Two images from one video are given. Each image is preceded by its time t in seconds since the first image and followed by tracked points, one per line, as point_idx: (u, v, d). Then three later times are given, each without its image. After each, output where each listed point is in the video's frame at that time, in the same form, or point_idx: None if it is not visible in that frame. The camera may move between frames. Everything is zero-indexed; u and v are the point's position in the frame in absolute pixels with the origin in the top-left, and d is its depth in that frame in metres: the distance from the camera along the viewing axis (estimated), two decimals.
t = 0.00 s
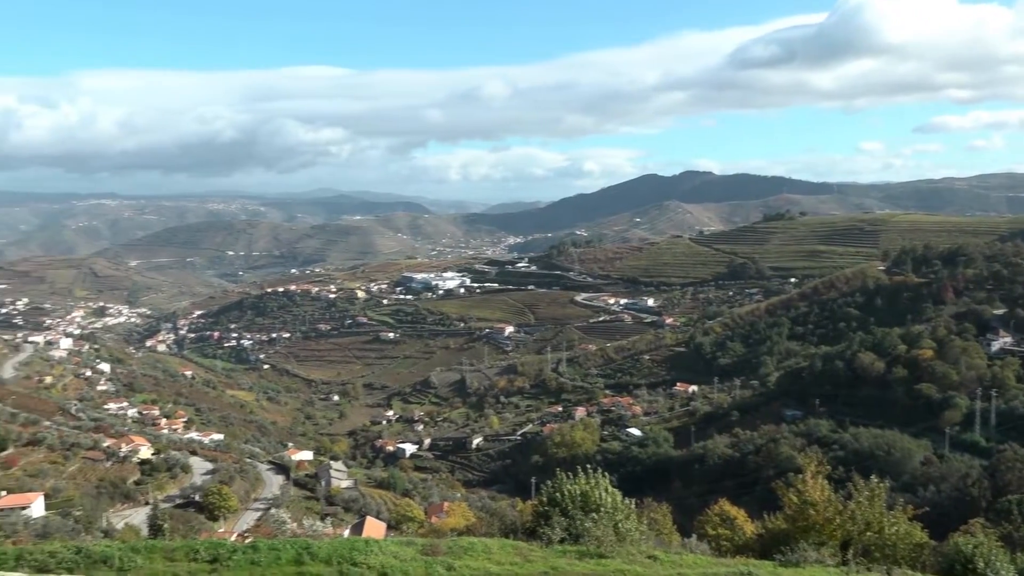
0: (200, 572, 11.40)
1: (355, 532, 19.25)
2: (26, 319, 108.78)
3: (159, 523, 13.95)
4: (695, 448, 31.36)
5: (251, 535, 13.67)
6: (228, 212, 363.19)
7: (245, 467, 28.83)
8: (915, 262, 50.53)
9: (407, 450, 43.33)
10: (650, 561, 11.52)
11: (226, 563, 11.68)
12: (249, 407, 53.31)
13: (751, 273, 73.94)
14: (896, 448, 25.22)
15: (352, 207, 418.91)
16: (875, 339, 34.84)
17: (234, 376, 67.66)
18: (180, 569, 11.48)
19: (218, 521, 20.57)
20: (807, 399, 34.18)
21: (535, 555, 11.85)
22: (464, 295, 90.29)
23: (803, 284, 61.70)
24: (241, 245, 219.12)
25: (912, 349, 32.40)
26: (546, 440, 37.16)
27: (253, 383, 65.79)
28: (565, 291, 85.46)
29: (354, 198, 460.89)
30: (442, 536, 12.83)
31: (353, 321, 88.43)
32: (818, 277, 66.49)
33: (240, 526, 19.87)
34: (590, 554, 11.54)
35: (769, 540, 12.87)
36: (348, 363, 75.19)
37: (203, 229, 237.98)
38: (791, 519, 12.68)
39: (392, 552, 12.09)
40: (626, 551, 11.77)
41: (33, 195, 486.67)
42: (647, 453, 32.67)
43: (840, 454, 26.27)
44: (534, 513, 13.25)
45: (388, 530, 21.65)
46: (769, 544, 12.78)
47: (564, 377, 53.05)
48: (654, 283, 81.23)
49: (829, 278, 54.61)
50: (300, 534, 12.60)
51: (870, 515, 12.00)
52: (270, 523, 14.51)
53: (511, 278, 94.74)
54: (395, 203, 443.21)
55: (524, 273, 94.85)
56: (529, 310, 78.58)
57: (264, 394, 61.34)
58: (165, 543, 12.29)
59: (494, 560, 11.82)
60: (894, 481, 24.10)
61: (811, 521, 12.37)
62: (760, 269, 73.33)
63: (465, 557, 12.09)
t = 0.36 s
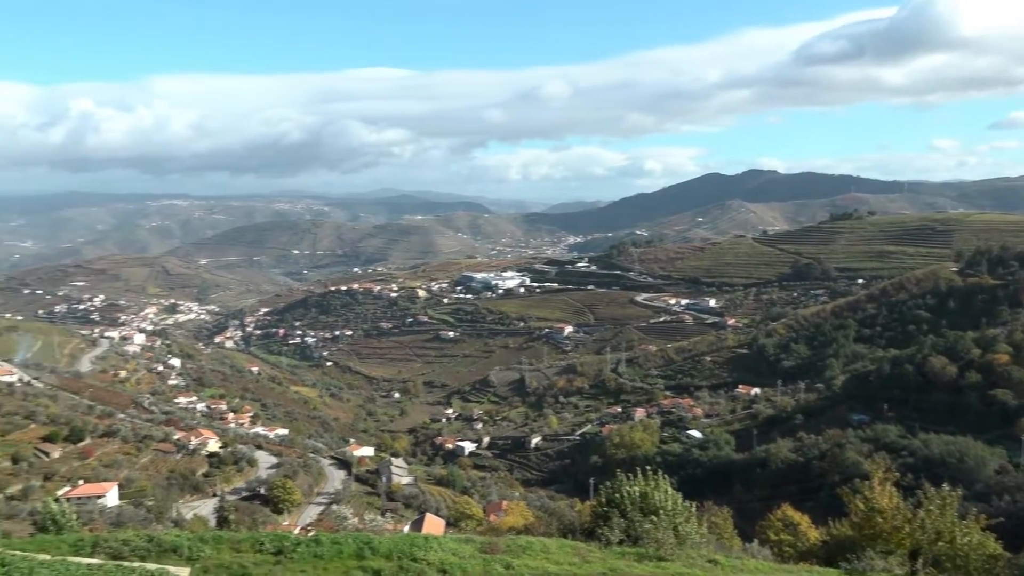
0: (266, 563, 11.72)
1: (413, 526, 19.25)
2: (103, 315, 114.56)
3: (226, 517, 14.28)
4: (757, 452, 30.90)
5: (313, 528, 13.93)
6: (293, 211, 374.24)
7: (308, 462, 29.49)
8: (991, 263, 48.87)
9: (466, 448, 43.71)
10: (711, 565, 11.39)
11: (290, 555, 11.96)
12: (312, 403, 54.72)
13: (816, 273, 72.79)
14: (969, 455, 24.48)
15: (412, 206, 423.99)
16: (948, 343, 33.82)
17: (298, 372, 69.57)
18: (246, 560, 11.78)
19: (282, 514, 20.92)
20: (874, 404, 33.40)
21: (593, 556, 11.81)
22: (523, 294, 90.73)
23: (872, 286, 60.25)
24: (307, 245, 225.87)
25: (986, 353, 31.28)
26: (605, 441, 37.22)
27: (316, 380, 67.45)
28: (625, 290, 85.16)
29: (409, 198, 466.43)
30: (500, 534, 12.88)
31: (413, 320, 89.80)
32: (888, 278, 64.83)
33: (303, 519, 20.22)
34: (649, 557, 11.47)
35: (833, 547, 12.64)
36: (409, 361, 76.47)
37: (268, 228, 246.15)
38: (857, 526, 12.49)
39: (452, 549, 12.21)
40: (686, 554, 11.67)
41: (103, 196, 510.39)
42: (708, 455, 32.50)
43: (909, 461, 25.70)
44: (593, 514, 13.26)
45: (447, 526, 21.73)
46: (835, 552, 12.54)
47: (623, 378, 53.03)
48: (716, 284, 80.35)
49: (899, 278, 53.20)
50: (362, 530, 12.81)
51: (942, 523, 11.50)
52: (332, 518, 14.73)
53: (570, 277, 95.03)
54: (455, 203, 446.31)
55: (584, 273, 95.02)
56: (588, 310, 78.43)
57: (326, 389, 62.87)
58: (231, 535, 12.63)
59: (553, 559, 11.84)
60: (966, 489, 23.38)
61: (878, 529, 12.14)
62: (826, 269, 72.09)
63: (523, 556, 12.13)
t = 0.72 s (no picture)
0: (325, 557, 11.98)
1: (468, 525, 18.93)
2: (171, 312, 119.52)
3: (288, 512, 14.62)
4: (818, 456, 30.26)
5: (371, 523, 14.14)
6: (354, 212, 383.09)
7: (366, 458, 30.02)
8: None
9: (522, 447, 44.01)
10: (771, 570, 11.21)
11: (349, 551, 12.18)
12: (371, 400, 55.95)
13: (882, 274, 71.24)
14: None
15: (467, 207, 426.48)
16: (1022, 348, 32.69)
17: (356, 369, 71.30)
18: (306, 553, 12.06)
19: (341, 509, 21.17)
20: (942, 409, 32.44)
21: (650, 559, 11.74)
22: (580, 294, 90.90)
23: (941, 288, 58.56)
24: (365, 246, 231.15)
25: None
26: (662, 443, 37.16)
27: (375, 377, 68.82)
28: (683, 291, 84.63)
29: (460, 198, 471.31)
30: (555, 534, 12.91)
31: (470, 319, 90.77)
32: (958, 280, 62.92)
33: (361, 514, 20.48)
34: (707, 561, 11.36)
35: (899, 556, 12.38)
36: (466, 360, 77.45)
37: (330, 228, 253.27)
38: (922, 534, 12.18)
39: (508, 547, 12.31)
40: (745, 559, 11.51)
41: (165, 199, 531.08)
42: (767, 459, 32.21)
43: (979, 468, 24.94)
44: (650, 517, 13.23)
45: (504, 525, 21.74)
46: (900, 560, 12.27)
47: (681, 380, 52.78)
48: (777, 285, 79.25)
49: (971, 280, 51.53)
50: (418, 527, 12.99)
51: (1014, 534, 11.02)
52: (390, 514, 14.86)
53: (628, 278, 94.96)
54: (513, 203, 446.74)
55: (641, 272, 94.81)
56: (645, 311, 78.01)
57: (384, 387, 64.30)
58: (292, 529, 12.92)
59: (610, 560, 11.81)
60: None
61: (945, 539, 11.82)
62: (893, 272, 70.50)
63: (578, 556, 12.13)
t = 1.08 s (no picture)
0: (373, 554, 12.15)
1: (515, 526, 18.93)
2: (224, 311, 123.27)
3: (333, 509, 14.94)
4: (872, 462, 30.02)
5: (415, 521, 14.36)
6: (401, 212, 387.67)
7: (413, 457, 30.37)
8: None
9: (568, 448, 44.15)
10: None
11: (396, 547, 12.33)
12: (418, 399, 57.14)
13: (939, 276, 69.61)
14: None
15: (512, 207, 428.21)
16: None
17: (403, 369, 72.69)
18: (354, 550, 12.25)
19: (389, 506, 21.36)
20: (1002, 415, 31.52)
21: (698, 562, 11.64)
22: (627, 294, 90.81)
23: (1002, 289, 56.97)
24: (414, 245, 234.45)
25: None
26: (711, 445, 37.01)
27: (422, 377, 70.34)
28: (732, 292, 83.96)
29: (503, 198, 473.78)
30: (602, 536, 12.92)
31: (517, 319, 91.44)
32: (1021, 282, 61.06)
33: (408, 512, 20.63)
34: (756, 565, 11.23)
35: (954, 564, 11.94)
36: (512, 360, 78.14)
37: (378, 228, 257.82)
38: (980, 542, 11.73)
39: (553, 547, 12.37)
40: (795, 564, 11.34)
41: (212, 200, 545.99)
42: (818, 463, 31.96)
43: None
44: (697, 520, 13.13)
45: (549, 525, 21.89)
46: (954, 568, 11.84)
47: (730, 382, 52.46)
48: (828, 286, 78.10)
49: None
50: (464, 524, 13.14)
51: None
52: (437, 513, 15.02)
53: (675, 278, 94.58)
54: (560, 203, 445.23)
55: (689, 272, 94.34)
56: (693, 313, 77.36)
57: (431, 386, 65.66)
58: (340, 525, 13.13)
59: (658, 562, 11.72)
60: None
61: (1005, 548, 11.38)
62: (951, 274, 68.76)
63: (625, 558, 12.08)
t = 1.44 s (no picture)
0: (420, 552, 12.32)
1: (561, 526, 19.00)
2: (277, 310, 126.50)
3: (384, 506, 15.30)
4: (929, 468, 29.81)
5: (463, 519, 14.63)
6: (448, 212, 390.70)
7: (461, 456, 30.84)
8: None
9: (615, 449, 44.76)
10: None
11: (444, 546, 12.49)
12: (466, 399, 60.23)
13: (1000, 278, 67.66)
14: None
15: (559, 207, 427.47)
16: None
17: (452, 370, 74.36)
18: (402, 547, 12.44)
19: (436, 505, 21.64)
20: None
21: (746, 567, 11.58)
22: (676, 295, 90.70)
23: None
24: (461, 245, 237.08)
25: None
26: (761, 448, 36.93)
27: (470, 377, 72.85)
28: (783, 293, 83.12)
29: (545, 198, 475.23)
30: (649, 539, 12.95)
31: (564, 320, 91.87)
32: None
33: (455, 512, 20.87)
34: (807, 571, 11.12)
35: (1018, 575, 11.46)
36: (560, 361, 78.88)
37: (425, 228, 261.80)
38: None
39: (601, 549, 12.43)
40: (848, 571, 11.09)
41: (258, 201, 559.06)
42: (873, 468, 31.81)
43: None
44: (747, 524, 13.11)
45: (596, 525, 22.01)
46: None
47: (781, 385, 52.09)
48: (883, 287, 76.72)
49: None
50: (511, 525, 13.25)
51: None
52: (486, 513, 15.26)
53: (725, 278, 94.03)
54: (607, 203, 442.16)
55: (739, 273, 93.66)
56: (744, 314, 76.57)
57: (478, 386, 67.78)
58: (388, 523, 13.33)
59: (706, 565, 11.66)
60: None
61: None
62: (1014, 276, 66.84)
63: (673, 560, 12.06)
